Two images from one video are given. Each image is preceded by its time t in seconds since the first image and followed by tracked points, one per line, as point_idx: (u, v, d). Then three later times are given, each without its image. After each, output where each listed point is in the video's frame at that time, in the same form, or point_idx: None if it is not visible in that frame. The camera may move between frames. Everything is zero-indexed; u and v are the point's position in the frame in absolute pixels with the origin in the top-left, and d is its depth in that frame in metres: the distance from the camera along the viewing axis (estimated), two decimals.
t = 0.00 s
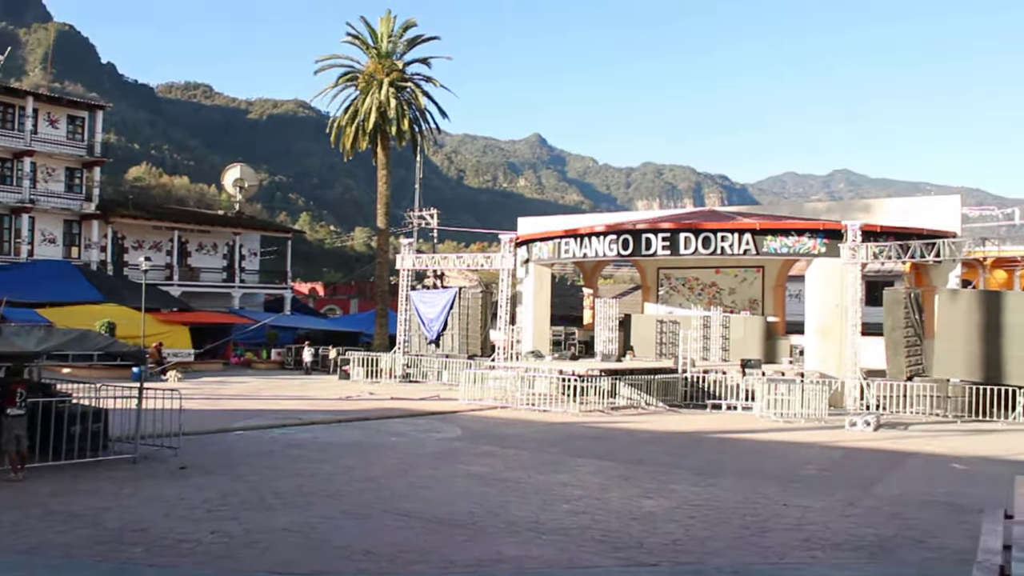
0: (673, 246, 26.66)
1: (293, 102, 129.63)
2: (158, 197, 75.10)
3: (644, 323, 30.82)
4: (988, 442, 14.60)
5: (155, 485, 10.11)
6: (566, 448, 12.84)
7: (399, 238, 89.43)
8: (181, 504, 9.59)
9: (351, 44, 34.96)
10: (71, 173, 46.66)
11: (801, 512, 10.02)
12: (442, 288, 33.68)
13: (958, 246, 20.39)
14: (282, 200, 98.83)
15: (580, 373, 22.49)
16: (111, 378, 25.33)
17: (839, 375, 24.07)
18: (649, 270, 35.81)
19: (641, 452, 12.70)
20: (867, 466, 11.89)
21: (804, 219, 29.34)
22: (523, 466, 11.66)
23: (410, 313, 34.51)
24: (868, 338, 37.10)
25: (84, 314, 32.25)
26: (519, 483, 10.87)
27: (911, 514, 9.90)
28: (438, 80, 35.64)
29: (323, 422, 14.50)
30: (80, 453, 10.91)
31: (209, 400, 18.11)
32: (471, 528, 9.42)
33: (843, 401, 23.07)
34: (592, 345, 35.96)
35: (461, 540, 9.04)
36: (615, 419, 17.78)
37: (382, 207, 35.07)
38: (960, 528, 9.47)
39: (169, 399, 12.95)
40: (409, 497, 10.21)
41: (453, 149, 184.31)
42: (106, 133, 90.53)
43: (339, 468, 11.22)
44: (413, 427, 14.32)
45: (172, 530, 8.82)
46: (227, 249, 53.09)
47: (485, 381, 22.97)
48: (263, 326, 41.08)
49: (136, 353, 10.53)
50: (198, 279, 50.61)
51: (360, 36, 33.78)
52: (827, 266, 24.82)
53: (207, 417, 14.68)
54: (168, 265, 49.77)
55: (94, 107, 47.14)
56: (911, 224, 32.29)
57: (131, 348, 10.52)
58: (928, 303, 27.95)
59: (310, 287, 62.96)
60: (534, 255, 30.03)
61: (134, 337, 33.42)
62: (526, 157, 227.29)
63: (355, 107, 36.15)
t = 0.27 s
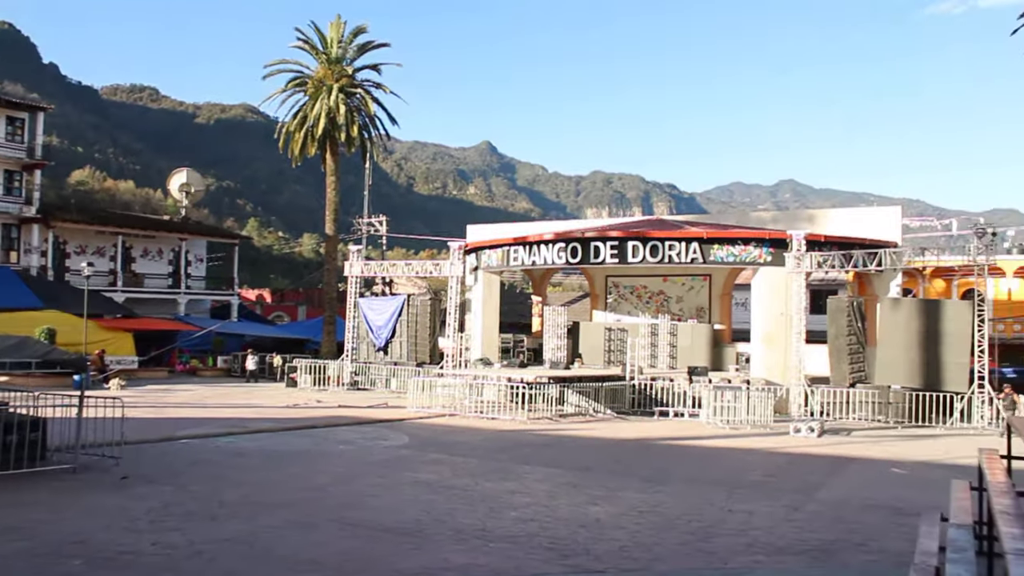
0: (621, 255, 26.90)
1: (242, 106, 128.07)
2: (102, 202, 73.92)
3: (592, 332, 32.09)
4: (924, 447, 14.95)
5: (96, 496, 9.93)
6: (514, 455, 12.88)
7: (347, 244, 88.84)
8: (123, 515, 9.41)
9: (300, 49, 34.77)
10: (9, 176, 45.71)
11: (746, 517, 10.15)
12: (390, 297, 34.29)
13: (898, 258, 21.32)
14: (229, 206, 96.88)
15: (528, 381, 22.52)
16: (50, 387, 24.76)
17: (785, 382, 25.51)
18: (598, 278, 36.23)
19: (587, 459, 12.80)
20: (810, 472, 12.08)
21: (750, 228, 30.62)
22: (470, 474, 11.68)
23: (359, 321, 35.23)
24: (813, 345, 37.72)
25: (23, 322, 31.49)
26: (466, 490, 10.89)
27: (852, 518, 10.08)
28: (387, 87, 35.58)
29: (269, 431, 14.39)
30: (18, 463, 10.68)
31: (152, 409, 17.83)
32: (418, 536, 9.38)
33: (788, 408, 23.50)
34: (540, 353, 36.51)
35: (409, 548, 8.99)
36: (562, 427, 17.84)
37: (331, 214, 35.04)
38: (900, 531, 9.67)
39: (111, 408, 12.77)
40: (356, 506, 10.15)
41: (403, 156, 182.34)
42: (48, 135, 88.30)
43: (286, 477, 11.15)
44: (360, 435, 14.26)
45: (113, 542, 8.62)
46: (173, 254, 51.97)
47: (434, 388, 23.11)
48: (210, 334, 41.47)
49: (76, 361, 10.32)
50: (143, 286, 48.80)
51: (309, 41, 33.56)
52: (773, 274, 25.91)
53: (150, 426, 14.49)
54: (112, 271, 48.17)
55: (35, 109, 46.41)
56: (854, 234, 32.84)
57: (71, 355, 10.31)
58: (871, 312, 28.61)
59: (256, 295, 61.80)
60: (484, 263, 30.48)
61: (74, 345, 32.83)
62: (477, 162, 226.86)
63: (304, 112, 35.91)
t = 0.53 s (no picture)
0: (572, 259, 27.49)
1: (191, 106, 126.01)
2: (45, 202, 72.36)
3: (543, 334, 31.69)
4: (864, 449, 15.28)
5: (37, 503, 9.74)
6: (465, 459, 12.90)
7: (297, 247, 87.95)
8: (64, 522, 9.23)
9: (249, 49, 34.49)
10: None
11: (694, 519, 10.25)
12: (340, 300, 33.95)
13: (845, 263, 21.65)
14: (178, 207, 94.99)
15: (479, 385, 22.51)
16: None
17: (730, 383, 26.20)
18: (549, 283, 37.05)
19: (536, 462, 12.88)
20: (758, 475, 12.25)
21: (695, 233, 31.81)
22: (421, 477, 11.68)
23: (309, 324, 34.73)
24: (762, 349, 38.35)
25: None
26: (415, 494, 10.89)
27: (798, 519, 10.23)
28: (339, 89, 35.46)
29: (217, 435, 14.28)
30: None
31: (95, 414, 17.53)
32: (367, 541, 9.32)
33: (736, 411, 24.01)
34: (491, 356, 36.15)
35: (357, 552, 8.94)
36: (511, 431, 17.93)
37: (281, 217, 34.85)
38: (844, 531, 9.84)
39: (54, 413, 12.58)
40: (305, 511, 10.10)
41: (357, 158, 180.95)
42: None
43: (233, 483, 11.06)
44: (310, 439, 14.18)
45: (53, 550, 8.42)
46: (120, 257, 50.93)
47: (384, 392, 23.06)
48: (158, 336, 40.26)
49: (17, 364, 10.11)
50: (87, 288, 47.83)
51: (260, 42, 33.35)
52: (721, 278, 26.57)
53: (94, 432, 14.28)
54: (55, 274, 46.89)
55: None
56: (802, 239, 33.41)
57: (11, 359, 10.11)
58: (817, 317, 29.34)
59: (203, 298, 60.43)
60: (434, 266, 30.78)
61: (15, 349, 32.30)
62: (431, 165, 225.84)
63: (254, 114, 35.65)
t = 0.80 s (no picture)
0: (526, 258, 27.27)
1: (141, 101, 123.63)
2: None
3: (498, 335, 31.36)
4: (809, 446, 15.59)
5: None
6: (419, 458, 12.91)
7: (250, 244, 86.84)
8: (9, 525, 9.05)
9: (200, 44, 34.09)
10: None
11: (645, 517, 10.34)
12: (293, 298, 33.59)
13: (795, 262, 22.31)
14: (127, 203, 92.62)
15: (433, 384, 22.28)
16: None
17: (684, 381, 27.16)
18: (503, 282, 37.04)
19: (490, 461, 12.94)
20: (709, 472, 12.41)
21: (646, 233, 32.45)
22: (374, 477, 11.68)
23: (261, 322, 34.57)
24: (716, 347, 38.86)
25: None
26: (368, 494, 10.88)
27: (747, 516, 10.37)
28: (292, 86, 35.23)
29: (167, 435, 14.13)
30: None
31: (40, 414, 17.22)
32: (319, 541, 9.25)
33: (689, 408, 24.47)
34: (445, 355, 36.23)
35: (309, 552, 8.88)
36: (465, 429, 17.97)
37: (233, 215, 34.54)
38: (791, 527, 10.01)
39: None
40: (255, 512, 10.02)
41: (314, 154, 178.99)
42: None
43: (183, 484, 10.94)
44: (262, 439, 14.08)
45: None
46: (66, 254, 50.00)
47: (337, 391, 23.07)
48: (105, 334, 38.99)
49: None
50: (33, 286, 46.82)
51: (212, 37, 33.04)
52: (673, 279, 27.37)
53: (39, 432, 14.04)
54: None
55: None
56: (754, 240, 33.85)
57: None
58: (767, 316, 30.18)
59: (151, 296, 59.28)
60: (387, 265, 30.59)
61: None
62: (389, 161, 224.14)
63: (206, 110, 35.23)
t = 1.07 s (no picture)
0: (485, 258, 27.61)
1: (93, 100, 121.15)
2: None
3: (455, 336, 32.53)
4: (761, 444, 15.84)
5: None
6: (378, 461, 12.89)
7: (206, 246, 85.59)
8: None
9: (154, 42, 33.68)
10: None
11: (604, 516, 10.39)
12: (249, 300, 33.31)
13: (751, 261, 23.08)
14: (79, 203, 90.44)
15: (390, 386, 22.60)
16: None
17: (642, 381, 26.99)
18: (461, 282, 37.47)
19: (449, 462, 12.97)
20: (666, 470, 12.53)
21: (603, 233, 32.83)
22: (332, 480, 11.65)
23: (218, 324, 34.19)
24: (673, 347, 39.29)
25: None
26: (327, 497, 10.84)
27: (705, 513, 10.45)
28: (249, 85, 34.96)
29: (121, 440, 13.95)
30: None
31: None
32: (276, 545, 9.15)
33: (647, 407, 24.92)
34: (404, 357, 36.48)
35: (267, 556, 8.78)
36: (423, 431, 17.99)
37: (188, 215, 34.17)
38: (748, 524, 10.13)
39: None
40: (212, 516, 9.91)
41: (273, 154, 176.79)
42: None
43: (138, 489, 10.80)
44: (219, 443, 13.98)
45: None
46: (16, 255, 48.78)
47: (295, 393, 22.73)
48: (58, 338, 38.82)
49: None
50: None
51: (166, 36, 32.69)
52: (631, 279, 27.30)
53: None
54: None
55: None
56: (711, 239, 34.17)
57: None
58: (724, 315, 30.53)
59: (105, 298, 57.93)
60: (344, 266, 30.72)
61: None
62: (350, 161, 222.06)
63: (160, 109, 34.81)
